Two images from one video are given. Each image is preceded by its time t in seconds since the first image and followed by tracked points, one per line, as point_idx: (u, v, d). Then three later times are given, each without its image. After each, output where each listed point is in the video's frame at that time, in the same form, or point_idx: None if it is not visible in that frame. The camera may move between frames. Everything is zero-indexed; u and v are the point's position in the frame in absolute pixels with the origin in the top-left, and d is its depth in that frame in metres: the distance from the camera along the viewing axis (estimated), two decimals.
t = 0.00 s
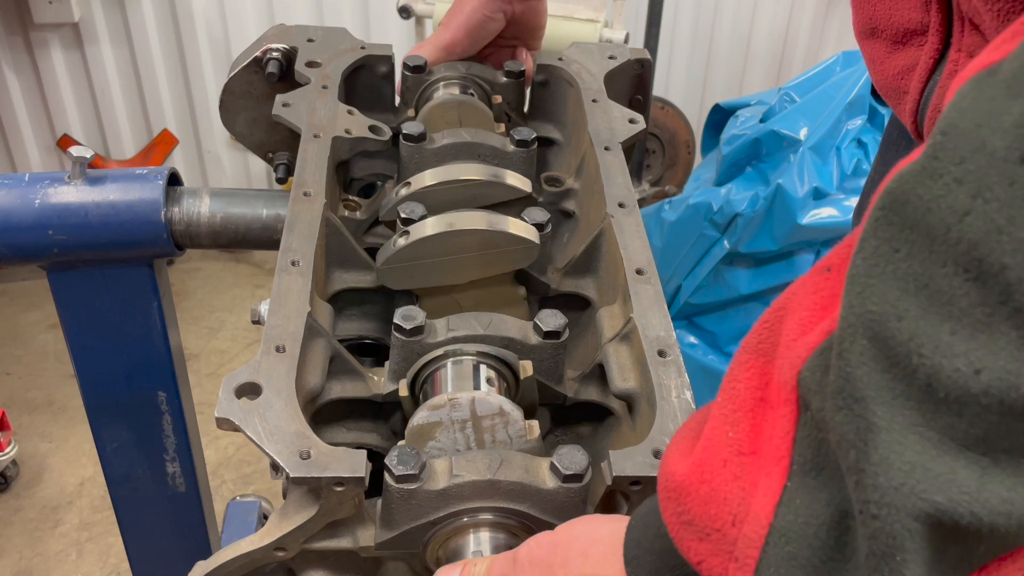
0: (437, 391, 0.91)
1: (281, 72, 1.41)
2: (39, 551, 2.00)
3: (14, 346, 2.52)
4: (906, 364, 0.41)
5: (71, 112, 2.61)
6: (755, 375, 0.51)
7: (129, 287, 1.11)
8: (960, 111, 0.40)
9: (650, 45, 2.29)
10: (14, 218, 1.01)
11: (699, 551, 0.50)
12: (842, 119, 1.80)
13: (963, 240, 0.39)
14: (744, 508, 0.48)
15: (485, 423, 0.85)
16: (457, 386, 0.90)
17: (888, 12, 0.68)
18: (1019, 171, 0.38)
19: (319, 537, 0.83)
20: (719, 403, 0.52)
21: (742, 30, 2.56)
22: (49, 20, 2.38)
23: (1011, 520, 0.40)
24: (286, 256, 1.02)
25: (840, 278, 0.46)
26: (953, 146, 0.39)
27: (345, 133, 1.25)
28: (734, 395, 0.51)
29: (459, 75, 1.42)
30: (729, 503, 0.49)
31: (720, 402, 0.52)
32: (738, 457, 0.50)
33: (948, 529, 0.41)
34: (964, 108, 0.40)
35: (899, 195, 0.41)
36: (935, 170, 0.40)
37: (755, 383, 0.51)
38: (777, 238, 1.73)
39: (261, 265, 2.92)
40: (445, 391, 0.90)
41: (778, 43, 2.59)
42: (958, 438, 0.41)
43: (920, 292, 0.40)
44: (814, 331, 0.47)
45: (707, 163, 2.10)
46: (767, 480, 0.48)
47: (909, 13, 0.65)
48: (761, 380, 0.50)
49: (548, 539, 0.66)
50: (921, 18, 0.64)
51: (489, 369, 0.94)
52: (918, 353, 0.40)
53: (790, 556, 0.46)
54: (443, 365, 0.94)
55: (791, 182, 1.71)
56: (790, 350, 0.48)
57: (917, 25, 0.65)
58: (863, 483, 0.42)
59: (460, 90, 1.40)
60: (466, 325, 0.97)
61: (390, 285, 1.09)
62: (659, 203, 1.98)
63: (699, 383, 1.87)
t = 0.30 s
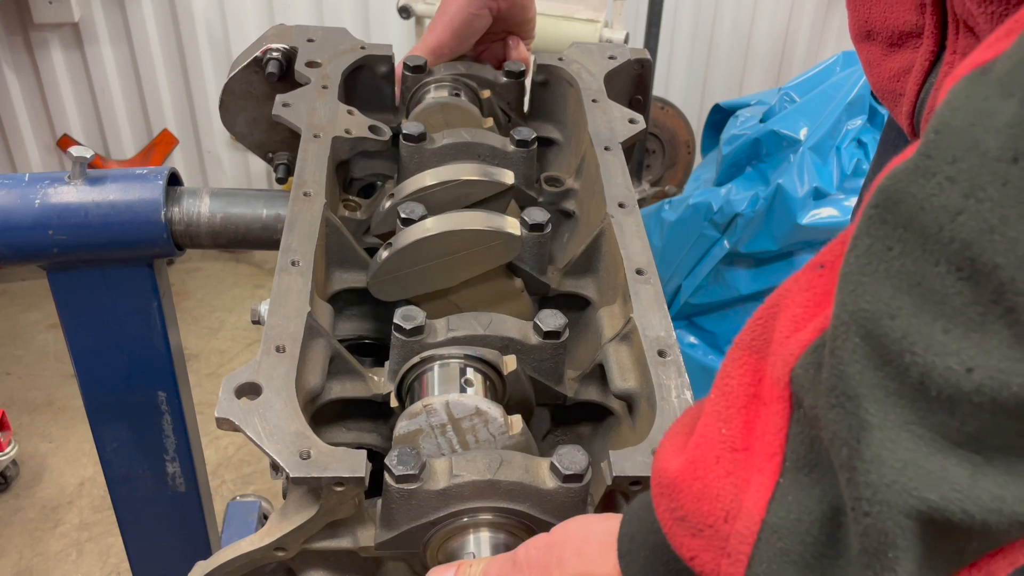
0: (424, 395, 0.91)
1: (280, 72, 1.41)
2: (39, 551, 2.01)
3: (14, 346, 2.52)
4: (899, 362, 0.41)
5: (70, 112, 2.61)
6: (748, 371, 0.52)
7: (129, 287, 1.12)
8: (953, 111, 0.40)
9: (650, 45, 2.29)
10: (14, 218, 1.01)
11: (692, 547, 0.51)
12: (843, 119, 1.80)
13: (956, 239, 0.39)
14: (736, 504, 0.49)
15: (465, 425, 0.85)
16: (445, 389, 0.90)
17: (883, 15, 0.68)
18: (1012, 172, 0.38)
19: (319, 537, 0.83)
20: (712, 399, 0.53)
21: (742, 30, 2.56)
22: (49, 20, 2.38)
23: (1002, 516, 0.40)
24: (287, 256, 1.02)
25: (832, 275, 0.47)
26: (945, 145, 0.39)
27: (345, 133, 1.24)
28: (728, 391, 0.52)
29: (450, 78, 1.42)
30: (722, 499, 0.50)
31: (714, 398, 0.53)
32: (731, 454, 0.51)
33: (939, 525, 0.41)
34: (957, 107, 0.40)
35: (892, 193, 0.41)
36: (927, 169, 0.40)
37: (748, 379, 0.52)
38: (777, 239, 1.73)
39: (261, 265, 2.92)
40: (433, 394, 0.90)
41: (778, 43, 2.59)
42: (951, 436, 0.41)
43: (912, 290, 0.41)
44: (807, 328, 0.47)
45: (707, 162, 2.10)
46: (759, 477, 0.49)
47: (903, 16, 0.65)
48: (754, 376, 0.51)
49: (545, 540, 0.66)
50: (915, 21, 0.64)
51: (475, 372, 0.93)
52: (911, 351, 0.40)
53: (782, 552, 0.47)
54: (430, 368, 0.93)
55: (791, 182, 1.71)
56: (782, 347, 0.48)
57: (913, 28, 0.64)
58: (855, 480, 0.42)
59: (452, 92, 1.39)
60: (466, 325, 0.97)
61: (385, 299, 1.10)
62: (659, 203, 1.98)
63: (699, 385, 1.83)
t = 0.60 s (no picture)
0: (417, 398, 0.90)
1: (280, 72, 1.41)
2: (39, 551, 2.01)
3: (14, 346, 2.52)
4: (884, 360, 0.41)
5: (71, 112, 2.61)
6: (735, 369, 0.52)
7: (129, 287, 1.11)
8: (938, 109, 0.40)
9: (651, 45, 2.29)
10: (14, 218, 1.01)
11: (678, 545, 0.51)
12: (843, 119, 1.79)
13: (940, 237, 0.39)
14: (723, 503, 0.50)
15: (454, 427, 0.85)
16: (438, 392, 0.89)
17: (878, 16, 0.68)
18: (996, 169, 0.38)
19: (318, 537, 0.83)
20: (699, 398, 0.53)
21: (742, 30, 2.56)
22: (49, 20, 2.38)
23: (986, 515, 0.40)
24: (286, 256, 1.02)
25: (818, 273, 0.47)
26: (930, 142, 0.40)
27: (345, 134, 1.24)
28: (715, 390, 0.52)
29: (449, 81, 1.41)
30: (708, 498, 0.50)
31: (700, 396, 0.54)
32: (718, 453, 0.51)
33: (924, 523, 0.42)
34: (942, 104, 0.40)
35: (876, 191, 0.41)
36: (912, 167, 0.40)
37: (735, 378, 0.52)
38: (777, 239, 1.73)
39: (261, 265, 2.92)
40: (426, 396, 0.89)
41: (778, 43, 2.59)
42: (935, 433, 0.41)
43: (897, 288, 0.41)
44: (793, 326, 0.48)
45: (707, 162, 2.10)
46: (746, 475, 0.49)
47: (898, 17, 0.65)
48: (740, 374, 0.52)
49: (533, 540, 0.66)
50: (911, 22, 0.64)
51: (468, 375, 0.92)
52: (896, 349, 0.40)
53: (768, 551, 0.47)
54: (424, 371, 0.93)
55: (790, 182, 1.71)
56: (769, 346, 0.49)
57: (907, 29, 0.65)
58: (840, 478, 0.43)
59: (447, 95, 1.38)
60: (466, 325, 0.97)
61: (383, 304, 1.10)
62: (659, 203, 1.98)
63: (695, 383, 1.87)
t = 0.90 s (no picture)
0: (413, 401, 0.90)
1: (280, 72, 1.41)
2: (39, 551, 2.00)
3: (14, 346, 2.52)
4: (867, 358, 0.42)
5: (71, 112, 2.61)
6: (722, 368, 0.52)
7: (129, 288, 1.11)
8: (922, 106, 0.41)
9: (650, 45, 2.29)
10: (14, 218, 1.01)
11: (662, 544, 0.52)
12: (842, 119, 1.77)
13: (923, 234, 0.40)
14: (706, 502, 0.50)
15: (446, 429, 0.85)
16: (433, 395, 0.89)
17: (874, 17, 0.68)
18: (978, 165, 0.38)
19: (318, 537, 0.83)
20: (685, 396, 0.54)
21: (742, 30, 2.56)
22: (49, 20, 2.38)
23: (970, 517, 0.41)
24: (287, 256, 1.02)
25: (805, 273, 0.47)
26: (914, 139, 0.40)
27: (345, 133, 1.24)
28: (701, 388, 0.53)
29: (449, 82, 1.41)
30: (691, 496, 0.50)
31: (687, 395, 0.54)
32: (702, 451, 0.51)
33: (906, 524, 0.42)
34: (927, 100, 0.41)
35: (862, 188, 0.42)
36: (897, 163, 0.41)
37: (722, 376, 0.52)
38: (777, 239, 1.73)
39: (261, 265, 2.92)
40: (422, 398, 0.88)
41: (777, 43, 2.58)
42: (918, 433, 0.41)
43: (881, 286, 0.41)
44: (778, 325, 0.48)
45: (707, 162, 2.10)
46: (730, 474, 0.49)
47: (893, 17, 0.65)
48: (727, 373, 0.52)
49: (524, 540, 0.66)
50: (906, 23, 0.64)
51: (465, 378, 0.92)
52: (879, 348, 0.41)
53: (751, 551, 0.47)
54: (420, 373, 0.92)
55: (790, 182, 1.70)
56: (755, 344, 0.49)
57: (903, 30, 0.64)
58: (823, 477, 0.43)
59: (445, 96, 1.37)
60: (466, 325, 0.97)
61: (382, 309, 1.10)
62: (658, 203, 1.97)
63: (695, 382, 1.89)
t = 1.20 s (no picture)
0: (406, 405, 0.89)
1: (280, 72, 1.41)
2: (39, 551, 2.01)
3: (14, 346, 2.52)
4: (847, 349, 0.42)
5: (71, 112, 2.61)
6: (706, 359, 0.52)
7: (128, 288, 1.11)
8: (909, 96, 0.41)
9: (651, 45, 2.29)
10: (14, 218, 1.01)
11: (641, 533, 0.52)
12: (842, 119, 1.75)
13: (905, 224, 0.40)
14: (684, 491, 0.50)
15: (435, 432, 0.85)
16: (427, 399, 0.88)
17: (874, 19, 0.67)
18: (959, 155, 0.38)
19: (319, 537, 0.83)
20: (668, 386, 0.54)
21: (742, 31, 2.56)
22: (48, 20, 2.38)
23: (947, 511, 0.40)
24: (287, 256, 1.02)
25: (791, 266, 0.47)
26: (898, 131, 0.40)
27: (345, 133, 1.24)
28: (684, 378, 0.53)
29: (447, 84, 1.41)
30: (671, 486, 0.51)
31: (670, 384, 0.54)
32: (683, 441, 0.51)
33: (885, 517, 0.42)
34: (913, 92, 0.41)
35: (847, 179, 0.42)
36: (881, 154, 0.41)
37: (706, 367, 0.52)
38: (777, 239, 1.74)
39: (261, 265, 2.92)
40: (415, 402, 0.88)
41: (778, 44, 2.59)
42: (898, 425, 0.41)
43: (864, 277, 0.41)
44: (763, 316, 0.48)
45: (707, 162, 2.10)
46: (711, 465, 0.49)
47: (895, 19, 0.65)
48: (711, 364, 0.52)
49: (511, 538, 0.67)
50: (908, 24, 0.64)
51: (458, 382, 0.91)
52: (859, 339, 0.41)
53: (727, 541, 0.48)
54: (413, 376, 0.91)
55: (791, 182, 1.70)
56: (739, 335, 0.49)
57: (905, 31, 0.64)
58: (801, 468, 0.43)
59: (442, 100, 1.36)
60: (466, 325, 0.97)
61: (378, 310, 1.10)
62: (659, 203, 1.97)
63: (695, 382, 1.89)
